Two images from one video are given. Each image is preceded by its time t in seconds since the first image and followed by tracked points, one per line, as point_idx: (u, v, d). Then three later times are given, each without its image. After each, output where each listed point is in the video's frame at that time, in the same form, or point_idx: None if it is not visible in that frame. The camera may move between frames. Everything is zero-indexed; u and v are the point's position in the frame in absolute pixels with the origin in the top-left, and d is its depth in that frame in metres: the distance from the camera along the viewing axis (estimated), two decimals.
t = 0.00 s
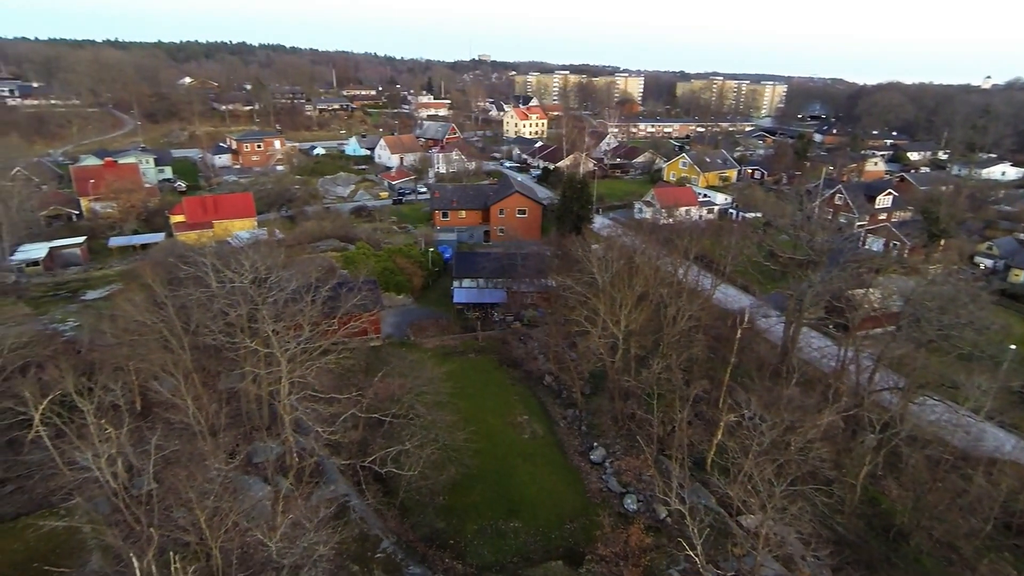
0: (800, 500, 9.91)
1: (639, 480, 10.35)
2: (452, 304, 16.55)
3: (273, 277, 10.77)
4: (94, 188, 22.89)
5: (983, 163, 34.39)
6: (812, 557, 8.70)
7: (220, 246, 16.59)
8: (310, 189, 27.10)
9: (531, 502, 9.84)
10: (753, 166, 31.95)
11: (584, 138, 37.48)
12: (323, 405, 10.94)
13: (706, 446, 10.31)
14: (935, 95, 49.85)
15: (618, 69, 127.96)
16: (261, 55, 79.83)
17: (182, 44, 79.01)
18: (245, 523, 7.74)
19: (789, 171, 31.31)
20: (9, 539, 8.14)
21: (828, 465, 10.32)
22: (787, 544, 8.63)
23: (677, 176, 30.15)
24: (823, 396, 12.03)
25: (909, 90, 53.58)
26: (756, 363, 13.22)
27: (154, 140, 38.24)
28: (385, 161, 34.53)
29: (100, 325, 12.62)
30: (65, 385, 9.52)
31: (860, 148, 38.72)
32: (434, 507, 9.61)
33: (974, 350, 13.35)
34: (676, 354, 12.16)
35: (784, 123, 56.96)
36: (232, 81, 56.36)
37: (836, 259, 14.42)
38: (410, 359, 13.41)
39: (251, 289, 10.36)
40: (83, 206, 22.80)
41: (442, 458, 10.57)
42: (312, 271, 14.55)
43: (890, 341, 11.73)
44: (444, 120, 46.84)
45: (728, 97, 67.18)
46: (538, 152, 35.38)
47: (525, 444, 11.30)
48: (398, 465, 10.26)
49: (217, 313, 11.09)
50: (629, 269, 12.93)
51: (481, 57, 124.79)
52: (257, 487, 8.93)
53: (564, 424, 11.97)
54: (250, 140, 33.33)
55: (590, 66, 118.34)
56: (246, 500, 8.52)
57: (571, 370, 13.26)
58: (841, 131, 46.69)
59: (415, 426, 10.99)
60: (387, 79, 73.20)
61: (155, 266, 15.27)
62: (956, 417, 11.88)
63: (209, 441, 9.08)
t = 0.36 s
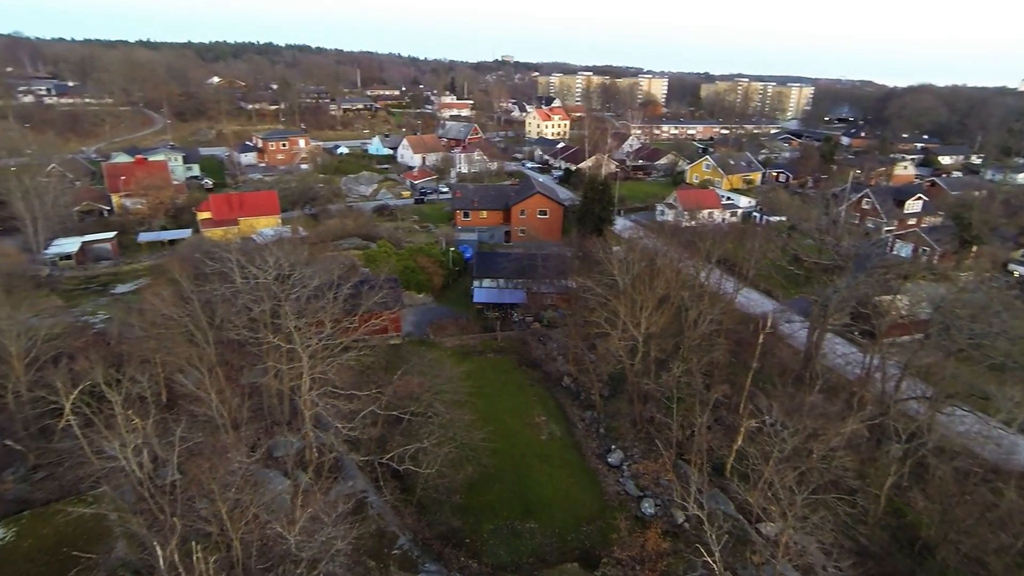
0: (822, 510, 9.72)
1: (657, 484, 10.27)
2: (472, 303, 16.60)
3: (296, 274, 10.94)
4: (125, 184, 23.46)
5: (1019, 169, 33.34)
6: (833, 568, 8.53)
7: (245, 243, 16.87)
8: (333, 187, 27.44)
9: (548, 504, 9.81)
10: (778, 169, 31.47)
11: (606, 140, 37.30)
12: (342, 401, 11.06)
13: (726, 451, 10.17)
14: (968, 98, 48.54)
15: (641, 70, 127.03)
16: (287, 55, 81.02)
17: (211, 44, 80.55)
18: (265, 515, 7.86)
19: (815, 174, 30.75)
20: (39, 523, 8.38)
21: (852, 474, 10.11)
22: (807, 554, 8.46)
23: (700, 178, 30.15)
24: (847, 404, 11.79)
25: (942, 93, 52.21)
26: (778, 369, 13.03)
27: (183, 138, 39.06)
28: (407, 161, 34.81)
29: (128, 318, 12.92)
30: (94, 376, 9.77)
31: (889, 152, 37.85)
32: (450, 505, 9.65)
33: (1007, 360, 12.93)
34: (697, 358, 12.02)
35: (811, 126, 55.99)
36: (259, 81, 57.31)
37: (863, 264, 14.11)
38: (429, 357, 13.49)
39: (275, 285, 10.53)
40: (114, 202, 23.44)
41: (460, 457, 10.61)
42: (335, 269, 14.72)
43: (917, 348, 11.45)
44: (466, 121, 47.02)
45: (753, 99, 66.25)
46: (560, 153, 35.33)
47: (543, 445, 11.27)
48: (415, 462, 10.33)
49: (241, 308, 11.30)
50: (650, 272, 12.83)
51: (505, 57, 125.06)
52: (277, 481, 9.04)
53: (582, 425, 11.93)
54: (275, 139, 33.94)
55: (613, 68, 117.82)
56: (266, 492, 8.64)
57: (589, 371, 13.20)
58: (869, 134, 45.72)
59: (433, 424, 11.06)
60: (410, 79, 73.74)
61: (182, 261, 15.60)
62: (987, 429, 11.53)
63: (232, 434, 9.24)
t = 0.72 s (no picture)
0: (845, 519, 9.52)
1: (677, 488, 10.17)
2: (492, 303, 16.64)
3: (320, 271, 11.10)
4: (156, 180, 24.08)
5: None
6: None
7: (271, 240, 17.18)
8: (358, 186, 27.75)
9: (566, 505, 9.78)
10: (805, 172, 30.91)
11: (630, 141, 37.07)
12: (362, 397, 11.18)
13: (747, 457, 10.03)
14: (1006, 101, 47.04)
15: (667, 71, 125.88)
16: (314, 55, 82.13)
17: (241, 43, 82.00)
18: (286, 508, 7.98)
19: (844, 178, 30.13)
20: (70, 509, 8.63)
21: (878, 484, 9.87)
22: (830, 564, 8.28)
23: (725, 180, 29.71)
24: (874, 413, 11.53)
25: (978, 95, 50.70)
26: (803, 375, 12.79)
27: (213, 136, 39.88)
28: (431, 160, 35.03)
29: (157, 311, 13.24)
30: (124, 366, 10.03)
31: (922, 155, 36.89)
32: (468, 503, 9.69)
33: None
34: (719, 362, 11.86)
35: (840, 128, 54.81)
36: (287, 80, 58.22)
37: (892, 270, 13.79)
38: (449, 355, 13.55)
39: (299, 282, 10.70)
40: (145, 198, 24.05)
41: (479, 456, 10.65)
42: (358, 266, 14.89)
43: (949, 357, 11.14)
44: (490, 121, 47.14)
45: (781, 101, 65.17)
46: (583, 154, 35.20)
47: (561, 446, 11.24)
48: (434, 460, 10.39)
49: (266, 303, 11.49)
50: (673, 274, 12.71)
51: (529, 58, 125.00)
52: (298, 474, 9.17)
53: (601, 427, 11.87)
54: (302, 137, 34.65)
55: (638, 69, 116.96)
56: (287, 485, 8.76)
57: (610, 374, 13.13)
58: (901, 137, 44.62)
59: (452, 422, 11.13)
60: (435, 79, 74.21)
61: (210, 257, 15.94)
62: (1021, 442, 11.15)
63: (255, 427, 9.41)
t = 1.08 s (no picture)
0: (870, 531, 9.28)
1: (696, 494, 10.05)
2: (513, 303, 16.65)
3: (344, 269, 11.24)
4: (186, 178, 24.60)
5: None
6: None
7: (296, 237, 17.45)
8: (381, 185, 28.01)
9: (583, 508, 9.73)
10: (833, 176, 30.31)
11: (654, 143, 36.79)
12: (382, 394, 11.28)
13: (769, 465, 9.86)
14: None
15: (692, 73, 124.68)
16: (342, 55, 83.23)
17: (270, 44, 83.52)
18: (306, 503, 8.08)
19: (874, 182, 29.49)
20: (99, 496, 8.87)
21: (905, 497, 9.61)
22: None
23: (750, 184, 29.08)
24: (901, 423, 11.24)
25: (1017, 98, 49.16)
26: (828, 383, 12.54)
27: (241, 135, 40.66)
28: (454, 161, 35.23)
29: (185, 306, 13.53)
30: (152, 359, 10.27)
31: (957, 160, 35.90)
32: (485, 503, 9.70)
33: None
34: (742, 368, 11.69)
35: (870, 132, 53.64)
36: (314, 80, 59.10)
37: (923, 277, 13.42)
38: (469, 355, 13.60)
39: (322, 279, 10.85)
40: (175, 195, 24.60)
41: (496, 456, 10.66)
42: (380, 265, 15.03)
43: (981, 368, 10.80)
44: (513, 122, 47.23)
45: (810, 103, 64.01)
46: (606, 156, 35.05)
47: (579, 448, 11.19)
48: (452, 459, 10.43)
49: (289, 300, 11.68)
50: (696, 278, 12.57)
51: (553, 59, 124.93)
52: (318, 469, 9.27)
53: (620, 430, 11.79)
54: (328, 137, 35.05)
55: (663, 70, 116.04)
56: (307, 480, 8.87)
57: (630, 377, 13.04)
58: (935, 141, 43.50)
59: (471, 422, 11.17)
60: (460, 80, 74.63)
61: (236, 253, 16.25)
62: None
63: (277, 422, 9.55)
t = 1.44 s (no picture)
0: (896, 544, 9.05)
1: (717, 500, 9.94)
2: (535, 304, 16.65)
3: (368, 267, 11.38)
4: (215, 175, 25.15)
5: None
6: None
7: (321, 235, 17.69)
8: (406, 185, 28.26)
9: (602, 511, 9.67)
10: (864, 180, 29.64)
11: (680, 145, 36.41)
12: (404, 392, 11.38)
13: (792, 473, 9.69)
14: None
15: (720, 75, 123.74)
16: (369, 55, 84.18)
17: (300, 44, 84.93)
18: (327, 497, 8.18)
19: (907, 187, 28.75)
20: (128, 484, 9.11)
21: (934, 510, 9.34)
22: None
23: (778, 187, 28.85)
24: (932, 435, 10.92)
25: None
26: (855, 391, 12.26)
27: (270, 133, 41.42)
28: (479, 161, 35.35)
29: (213, 301, 13.83)
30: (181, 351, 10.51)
31: (995, 165, 34.77)
32: (503, 503, 9.71)
33: None
34: (766, 374, 11.50)
35: (903, 135, 52.30)
36: (341, 80, 59.88)
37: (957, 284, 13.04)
38: (490, 355, 13.64)
39: (346, 277, 10.99)
40: (205, 191, 25.16)
41: (516, 456, 10.67)
42: (404, 263, 15.15)
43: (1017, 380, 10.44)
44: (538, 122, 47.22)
45: (841, 106, 62.67)
46: (631, 157, 34.81)
47: (599, 450, 11.13)
48: (472, 458, 10.49)
49: (314, 296, 11.87)
50: (720, 282, 12.42)
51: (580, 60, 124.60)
52: (339, 464, 9.39)
53: (640, 434, 11.70)
54: (354, 136, 35.44)
55: (691, 72, 115.19)
56: (328, 474, 8.98)
57: (651, 380, 12.94)
58: (972, 145, 42.19)
59: (490, 422, 11.20)
60: (485, 80, 74.90)
61: (263, 249, 16.53)
62: None
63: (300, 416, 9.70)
